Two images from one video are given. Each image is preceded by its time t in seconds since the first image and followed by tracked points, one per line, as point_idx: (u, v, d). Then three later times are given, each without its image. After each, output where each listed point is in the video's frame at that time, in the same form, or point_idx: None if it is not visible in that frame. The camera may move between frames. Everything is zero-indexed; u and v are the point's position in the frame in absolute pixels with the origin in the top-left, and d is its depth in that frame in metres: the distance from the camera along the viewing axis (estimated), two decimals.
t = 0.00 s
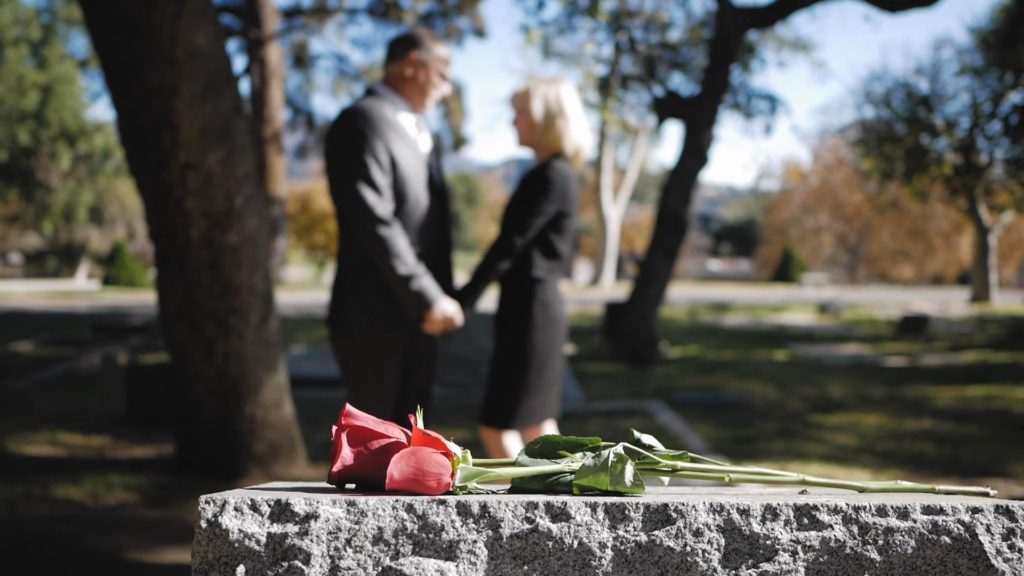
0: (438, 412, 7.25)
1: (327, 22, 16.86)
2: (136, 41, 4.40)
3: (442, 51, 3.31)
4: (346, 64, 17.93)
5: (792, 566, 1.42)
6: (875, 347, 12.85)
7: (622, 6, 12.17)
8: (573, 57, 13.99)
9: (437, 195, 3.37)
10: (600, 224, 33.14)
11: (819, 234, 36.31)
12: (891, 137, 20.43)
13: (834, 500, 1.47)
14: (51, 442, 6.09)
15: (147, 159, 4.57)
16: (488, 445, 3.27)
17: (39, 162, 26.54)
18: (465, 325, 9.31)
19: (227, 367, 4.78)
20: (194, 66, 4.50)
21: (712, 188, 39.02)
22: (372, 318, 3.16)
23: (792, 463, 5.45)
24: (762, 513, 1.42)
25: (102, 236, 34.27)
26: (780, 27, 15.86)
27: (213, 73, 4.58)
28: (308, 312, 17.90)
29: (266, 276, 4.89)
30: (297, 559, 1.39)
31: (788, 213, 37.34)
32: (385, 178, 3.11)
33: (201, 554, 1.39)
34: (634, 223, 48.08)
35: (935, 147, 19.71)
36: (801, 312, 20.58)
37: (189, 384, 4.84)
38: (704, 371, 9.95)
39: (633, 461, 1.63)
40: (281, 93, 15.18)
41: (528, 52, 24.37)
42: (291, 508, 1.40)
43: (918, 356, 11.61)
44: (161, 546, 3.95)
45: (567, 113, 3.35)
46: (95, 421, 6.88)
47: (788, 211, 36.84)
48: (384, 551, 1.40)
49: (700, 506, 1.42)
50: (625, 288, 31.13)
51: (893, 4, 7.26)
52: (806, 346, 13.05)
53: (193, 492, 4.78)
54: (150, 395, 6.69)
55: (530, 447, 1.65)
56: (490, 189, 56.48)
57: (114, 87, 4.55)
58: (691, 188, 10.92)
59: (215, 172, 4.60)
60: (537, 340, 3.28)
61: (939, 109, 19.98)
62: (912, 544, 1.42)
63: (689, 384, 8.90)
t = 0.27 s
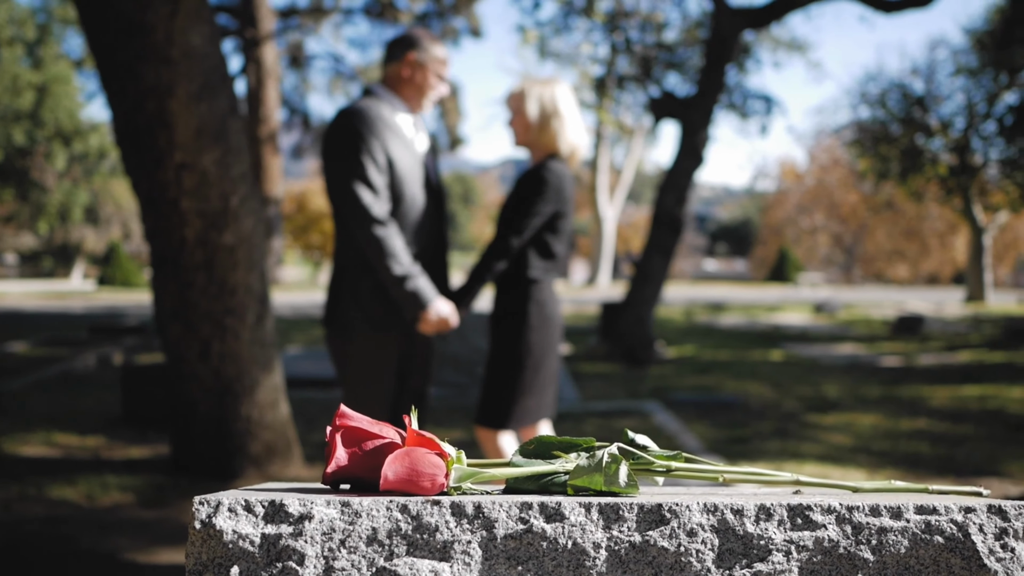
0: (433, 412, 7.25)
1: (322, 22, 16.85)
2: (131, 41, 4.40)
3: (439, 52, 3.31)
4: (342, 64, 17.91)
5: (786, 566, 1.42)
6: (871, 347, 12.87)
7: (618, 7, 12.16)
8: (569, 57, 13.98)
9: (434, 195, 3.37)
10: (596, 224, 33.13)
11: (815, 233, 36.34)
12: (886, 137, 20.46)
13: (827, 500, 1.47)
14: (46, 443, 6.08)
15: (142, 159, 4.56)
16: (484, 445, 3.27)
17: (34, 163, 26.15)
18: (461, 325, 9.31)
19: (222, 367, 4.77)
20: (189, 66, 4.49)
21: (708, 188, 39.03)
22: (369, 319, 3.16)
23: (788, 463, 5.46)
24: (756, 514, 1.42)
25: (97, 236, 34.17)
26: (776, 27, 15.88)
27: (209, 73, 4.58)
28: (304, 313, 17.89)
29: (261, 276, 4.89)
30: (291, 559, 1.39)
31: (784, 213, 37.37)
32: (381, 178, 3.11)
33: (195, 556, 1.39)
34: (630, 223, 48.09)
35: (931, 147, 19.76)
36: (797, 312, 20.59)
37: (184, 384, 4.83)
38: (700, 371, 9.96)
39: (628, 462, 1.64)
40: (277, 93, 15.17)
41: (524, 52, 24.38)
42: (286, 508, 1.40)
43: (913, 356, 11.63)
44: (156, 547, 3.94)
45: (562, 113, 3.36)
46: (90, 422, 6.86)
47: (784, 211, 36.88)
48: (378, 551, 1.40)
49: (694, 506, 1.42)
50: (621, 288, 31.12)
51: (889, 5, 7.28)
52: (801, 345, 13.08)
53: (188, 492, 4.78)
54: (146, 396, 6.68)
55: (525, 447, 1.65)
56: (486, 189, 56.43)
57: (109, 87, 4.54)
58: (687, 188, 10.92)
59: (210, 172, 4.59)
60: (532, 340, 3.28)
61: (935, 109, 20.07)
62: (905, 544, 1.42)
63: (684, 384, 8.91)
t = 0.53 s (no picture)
0: (429, 412, 7.24)
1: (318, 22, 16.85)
2: (126, 40, 4.38)
3: (437, 52, 3.31)
4: (338, 63, 17.90)
5: (780, 566, 1.43)
6: (866, 347, 12.90)
7: (614, 7, 12.18)
8: (564, 57, 13.99)
9: (431, 196, 3.37)
10: (592, 224, 33.14)
11: (810, 234, 36.41)
12: (881, 137, 20.50)
13: (821, 499, 1.48)
14: (41, 443, 6.06)
15: (137, 160, 4.56)
16: (479, 446, 3.27)
17: (28, 162, 26.07)
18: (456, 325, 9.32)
19: (217, 368, 4.76)
20: (185, 66, 4.49)
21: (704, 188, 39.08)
22: (366, 320, 3.16)
23: (783, 462, 5.47)
24: (751, 513, 1.43)
25: (92, 235, 34.15)
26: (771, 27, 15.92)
27: (204, 73, 4.57)
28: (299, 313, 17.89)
29: (257, 276, 4.88)
30: (286, 560, 1.38)
31: (779, 213, 37.43)
32: (376, 179, 3.10)
33: (191, 555, 1.39)
34: (626, 223, 48.12)
35: (925, 148, 19.84)
36: (792, 312, 20.63)
37: (179, 384, 4.82)
38: (696, 371, 9.98)
39: (623, 462, 1.64)
40: (273, 93, 15.16)
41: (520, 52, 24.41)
42: (280, 508, 1.40)
43: (909, 356, 11.67)
44: (151, 547, 3.94)
45: (557, 114, 3.36)
46: (84, 422, 6.85)
47: (779, 211, 36.93)
48: (373, 551, 1.40)
49: (689, 505, 1.43)
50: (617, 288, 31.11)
51: (883, 5, 7.30)
52: (796, 345, 13.11)
53: (183, 493, 4.77)
54: (140, 396, 6.66)
55: (520, 446, 1.65)
56: (482, 189, 56.46)
57: (104, 87, 4.53)
58: (683, 188, 10.94)
59: (205, 172, 4.59)
60: (527, 340, 3.28)
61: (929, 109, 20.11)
62: (899, 543, 1.43)
63: (679, 384, 8.92)
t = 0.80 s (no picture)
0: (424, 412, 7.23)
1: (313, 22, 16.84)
2: (120, 39, 4.37)
3: (435, 51, 3.30)
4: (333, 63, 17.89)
5: (776, 565, 1.43)
6: (861, 346, 12.92)
7: (609, 7, 12.18)
8: (560, 57, 14.00)
9: (428, 194, 3.36)
10: (587, 224, 33.13)
11: (804, 233, 36.46)
12: (875, 137, 20.54)
13: (816, 499, 1.48)
14: (35, 444, 6.04)
15: (132, 159, 4.54)
16: (473, 445, 3.27)
17: (22, 161, 26.08)
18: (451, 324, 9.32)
19: (212, 368, 4.76)
20: (179, 65, 4.48)
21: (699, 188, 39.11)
22: (362, 317, 3.15)
23: (778, 462, 5.48)
24: (746, 512, 1.43)
25: (85, 235, 34.03)
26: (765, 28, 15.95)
27: (199, 72, 4.56)
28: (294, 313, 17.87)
29: (252, 276, 4.87)
30: (282, 560, 1.38)
31: (773, 213, 37.46)
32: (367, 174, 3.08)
33: (185, 556, 1.39)
34: (621, 222, 48.15)
35: (920, 148, 19.89)
36: (786, 312, 20.65)
37: (174, 385, 4.81)
38: (691, 371, 9.99)
39: (618, 461, 1.64)
40: (267, 92, 15.15)
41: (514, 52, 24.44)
42: (276, 509, 1.39)
43: (903, 355, 11.69)
44: (146, 548, 3.93)
45: (553, 114, 3.36)
46: (78, 423, 6.82)
47: (773, 211, 36.97)
48: (369, 551, 1.40)
49: (684, 505, 1.43)
50: (612, 288, 31.11)
51: (877, 6, 7.31)
52: (791, 344, 13.15)
53: (178, 493, 4.76)
54: (134, 396, 6.64)
55: (515, 447, 1.65)
56: (477, 189, 56.43)
57: (98, 86, 4.52)
58: (678, 188, 10.94)
59: (200, 171, 4.58)
60: (522, 339, 3.28)
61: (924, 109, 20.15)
62: (893, 542, 1.43)
63: (675, 384, 8.93)
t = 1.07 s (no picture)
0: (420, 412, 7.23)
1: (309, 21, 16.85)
2: (115, 38, 4.37)
3: (435, 52, 3.30)
4: (329, 63, 17.89)
5: (772, 564, 1.43)
6: (856, 345, 12.94)
7: (605, 6, 12.18)
8: (555, 56, 14.00)
9: (427, 195, 3.36)
10: (583, 224, 33.13)
11: (800, 233, 36.49)
12: (871, 137, 20.57)
13: (812, 498, 1.48)
14: (30, 444, 6.03)
15: (127, 159, 4.54)
16: (464, 444, 3.26)
17: (16, 161, 26.03)
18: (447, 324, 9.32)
19: (208, 368, 4.75)
20: (175, 65, 4.47)
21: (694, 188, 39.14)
22: (360, 316, 3.14)
23: (774, 461, 5.48)
24: (741, 512, 1.43)
25: (80, 235, 33.92)
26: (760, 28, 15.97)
27: (194, 72, 4.56)
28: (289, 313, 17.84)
29: (247, 276, 4.87)
30: (278, 560, 1.38)
31: (769, 212, 37.50)
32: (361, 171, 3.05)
33: (181, 556, 1.38)
34: (617, 222, 48.17)
35: (915, 147, 19.94)
36: (782, 311, 20.66)
37: (170, 385, 4.80)
38: (687, 370, 10.00)
39: (615, 461, 1.64)
40: (263, 92, 15.14)
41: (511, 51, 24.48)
42: (272, 508, 1.39)
43: (899, 355, 11.71)
44: (141, 548, 3.93)
45: (548, 114, 3.36)
46: (73, 423, 6.81)
47: (769, 211, 36.99)
48: (365, 551, 1.40)
49: (680, 504, 1.43)
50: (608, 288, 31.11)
51: (873, 6, 7.32)
52: (786, 344, 13.17)
53: (173, 493, 4.75)
54: (129, 396, 6.63)
55: (511, 446, 1.65)
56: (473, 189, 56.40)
57: (93, 85, 4.51)
58: (674, 188, 10.95)
59: (195, 171, 4.57)
60: (520, 338, 3.28)
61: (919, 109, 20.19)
62: (889, 541, 1.44)
63: (670, 383, 8.93)
